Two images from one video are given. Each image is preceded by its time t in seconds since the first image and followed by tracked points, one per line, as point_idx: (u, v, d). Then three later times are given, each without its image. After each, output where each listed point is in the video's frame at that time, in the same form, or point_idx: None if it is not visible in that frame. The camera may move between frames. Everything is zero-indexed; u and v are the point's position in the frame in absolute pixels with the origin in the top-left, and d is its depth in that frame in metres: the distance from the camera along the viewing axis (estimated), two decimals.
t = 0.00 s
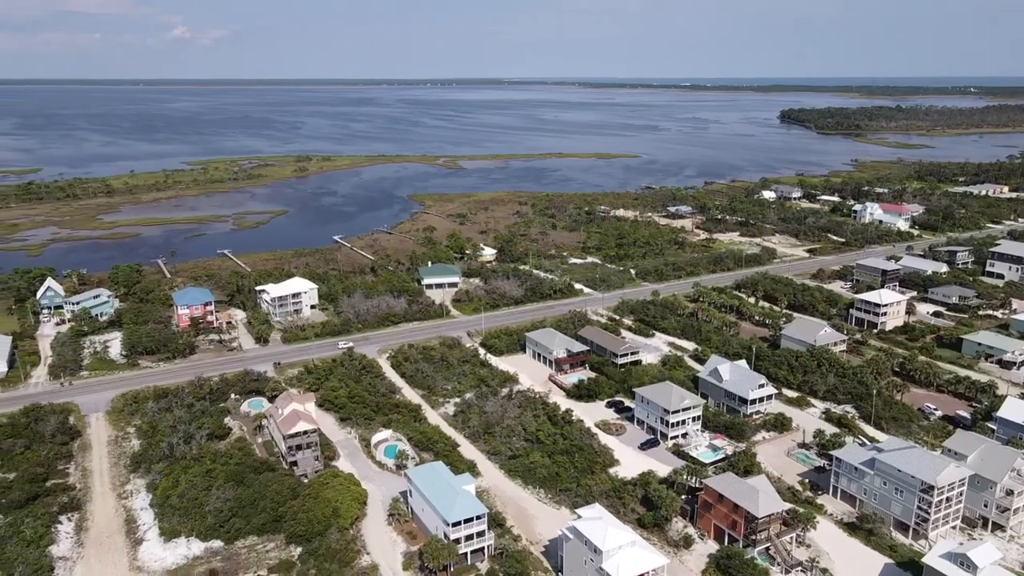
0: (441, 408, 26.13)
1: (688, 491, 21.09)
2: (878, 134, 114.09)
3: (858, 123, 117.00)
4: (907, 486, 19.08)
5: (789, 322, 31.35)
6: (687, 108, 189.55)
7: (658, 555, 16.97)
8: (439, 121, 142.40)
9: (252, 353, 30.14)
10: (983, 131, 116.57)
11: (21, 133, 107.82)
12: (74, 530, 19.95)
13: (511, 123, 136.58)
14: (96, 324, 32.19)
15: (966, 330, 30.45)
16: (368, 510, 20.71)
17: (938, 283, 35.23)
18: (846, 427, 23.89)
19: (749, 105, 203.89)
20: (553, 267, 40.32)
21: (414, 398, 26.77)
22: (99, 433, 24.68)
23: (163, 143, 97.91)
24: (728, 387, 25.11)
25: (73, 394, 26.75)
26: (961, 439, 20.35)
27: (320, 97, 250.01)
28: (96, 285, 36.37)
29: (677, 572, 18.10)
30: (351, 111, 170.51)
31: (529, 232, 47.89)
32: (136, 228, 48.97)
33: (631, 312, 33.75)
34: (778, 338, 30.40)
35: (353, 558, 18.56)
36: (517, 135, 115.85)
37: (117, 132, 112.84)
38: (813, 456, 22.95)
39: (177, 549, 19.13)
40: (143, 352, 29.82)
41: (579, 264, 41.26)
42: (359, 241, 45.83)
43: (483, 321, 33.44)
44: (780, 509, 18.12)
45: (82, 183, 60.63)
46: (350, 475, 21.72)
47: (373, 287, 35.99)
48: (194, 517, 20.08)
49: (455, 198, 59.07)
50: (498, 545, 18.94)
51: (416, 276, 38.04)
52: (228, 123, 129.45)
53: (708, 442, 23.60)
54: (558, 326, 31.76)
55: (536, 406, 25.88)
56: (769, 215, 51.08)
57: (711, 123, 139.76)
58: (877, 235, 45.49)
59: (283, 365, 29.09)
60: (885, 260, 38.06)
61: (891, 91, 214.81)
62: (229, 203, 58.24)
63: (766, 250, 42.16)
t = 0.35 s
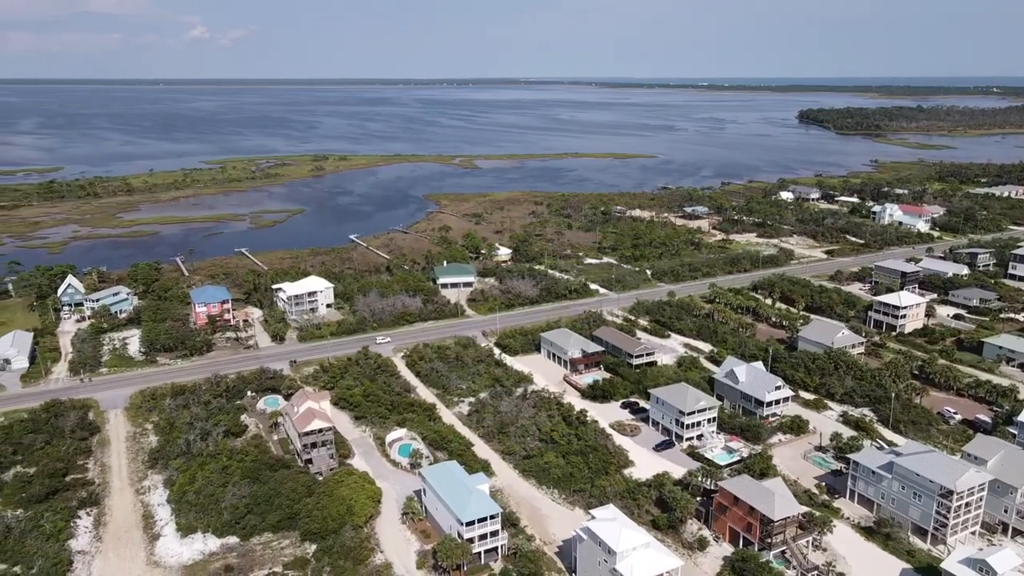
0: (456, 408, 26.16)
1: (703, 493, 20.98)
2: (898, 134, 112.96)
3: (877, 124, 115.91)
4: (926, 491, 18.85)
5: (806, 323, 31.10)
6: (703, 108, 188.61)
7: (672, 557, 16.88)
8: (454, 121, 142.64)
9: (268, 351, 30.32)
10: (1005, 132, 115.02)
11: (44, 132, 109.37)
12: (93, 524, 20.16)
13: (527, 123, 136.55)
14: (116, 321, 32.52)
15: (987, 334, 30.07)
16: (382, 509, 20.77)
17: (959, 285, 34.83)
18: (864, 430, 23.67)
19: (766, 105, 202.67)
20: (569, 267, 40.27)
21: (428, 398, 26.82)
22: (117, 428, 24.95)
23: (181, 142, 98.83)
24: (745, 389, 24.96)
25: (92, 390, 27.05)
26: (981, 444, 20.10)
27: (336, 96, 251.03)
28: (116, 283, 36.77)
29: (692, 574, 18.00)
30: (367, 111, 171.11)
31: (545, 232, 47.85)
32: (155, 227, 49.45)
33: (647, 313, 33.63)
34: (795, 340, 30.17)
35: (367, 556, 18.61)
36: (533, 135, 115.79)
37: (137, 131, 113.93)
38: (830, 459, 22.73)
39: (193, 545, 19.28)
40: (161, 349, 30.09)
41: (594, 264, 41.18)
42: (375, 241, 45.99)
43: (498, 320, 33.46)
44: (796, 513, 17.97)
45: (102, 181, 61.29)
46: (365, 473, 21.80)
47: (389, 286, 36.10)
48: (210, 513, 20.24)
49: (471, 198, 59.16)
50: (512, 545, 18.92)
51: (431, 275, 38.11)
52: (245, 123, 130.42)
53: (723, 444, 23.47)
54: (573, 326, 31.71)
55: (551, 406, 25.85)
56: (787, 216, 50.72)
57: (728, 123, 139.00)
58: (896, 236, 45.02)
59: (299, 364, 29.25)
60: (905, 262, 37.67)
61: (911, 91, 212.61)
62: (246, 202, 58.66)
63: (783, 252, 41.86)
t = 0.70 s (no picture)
0: (471, 408, 26.19)
1: (719, 496, 20.85)
2: (920, 135, 111.68)
3: (899, 124, 114.71)
4: (946, 496, 18.61)
5: (825, 325, 30.82)
6: (720, 108, 187.48)
7: (687, 559, 16.79)
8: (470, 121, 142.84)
9: (285, 349, 30.50)
10: None
11: (66, 131, 110.76)
12: (113, 519, 20.38)
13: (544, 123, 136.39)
14: (135, 319, 32.85)
15: (1010, 337, 29.66)
16: (397, 507, 20.82)
17: (981, 288, 34.37)
18: (883, 434, 23.42)
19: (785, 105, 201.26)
20: (585, 267, 40.18)
21: (444, 397, 26.88)
22: (137, 425, 25.21)
23: (201, 142, 99.75)
24: (762, 391, 24.78)
25: (112, 386, 27.37)
26: (1002, 449, 19.82)
27: (353, 96, 251.99)
28: (136, 280, 37.17)
29: None
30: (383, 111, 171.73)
31: (562, 232, 47.77)
32: (174, 225, 49.93)
33: (664, 313, 33.50)
34: (813, 342, 29.91)
35: (381, 554, 18.66)
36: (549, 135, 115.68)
37: (157, 131, 115.04)
38: (848, 463, 22.51)
39: (211, 541, 19.43)
40: (180, 346, 30.37)
41: (611, 264, 41.07)
42: (392, 240, 46.16)
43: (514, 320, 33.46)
44: (814, 516, 17.80)
45: (123, 180, 62.00)
46: (380, 472, 21.87)
47: (405, 285, 36.20)
48: (227, 510, 20.39)
49: (487, 198, 59.22)
50: (526, 546, 18.90)
51: (448, 275, 38.17)
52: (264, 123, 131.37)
53: (740, 447, 23.34)
54: (589, 327, 31.64)
55: (566, 406, 25.81)
56: (806, 217, 50.29)
57: (746, 123, 138.06)
58: (917, 238, 44.51)
59: (315, 362, 29.40)
60: (926, 264, 37.23)
61: (934, 91, 210.21)
62: (264, 201, 59.07)
63: (802, 253, 41.53)
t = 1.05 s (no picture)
0: (486, 408, 26.19)
1: (735, 498, 20.71)
2: (942, 135, 110.36)
3: (920, 125, 113.43)
4: (966, 502, 18.36)
5: (843, 327, 30.53)
6: (737, 108, 186.35)
7: (702, 562, 16.69)
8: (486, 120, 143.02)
9: (302, 348, 30.68)
10: None
11: (87, 131, 112.13)
12: (131, 514, 20.59)
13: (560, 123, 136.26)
14: (154, 316, 33.17)
15: None
16: (411, 507, 20.87)
17: (1004, 291, 33.90)
18: (902, 438, 23.17)
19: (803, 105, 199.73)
20: (601, 267, 40.08)
21: (459, 396, 26.92)
22: (156, 421, 25.46)
23: (219, 141, 100.64)
24: (779, 394, 24.59)
25: (131, 382, 27.68)
26: None
27: (369, 96, 252.84)
28: (156, 278, 37.55)
29: None
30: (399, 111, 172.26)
31: (578, 232, 47.68)
32: (193, 224, 50.41)
33: (680, 314, 33.35)
34: (831, 344, 29.65)
35: (396, 552, 18.72)
36: (565, 135, 115.53)
37: (176, 130, 116.17)
38: (866, 467, 22.28)
39: (227, 537, 19.58)
40: (198, 344, 30.64)
41: (627, 265, 40.96)
42: (408, 240, 46.31)
43: (530, 320, 33.45)
44: (831, 520, 17.63)
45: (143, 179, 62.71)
46: (395, 471, 21.94)
47: (421, 285, 36.30)
48: (244, 507, 20.54)
49: (504, 198, 59.24)
50: (540, 546, 18.87)
51: (464, 274, 38.24)
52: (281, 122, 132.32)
53: (756, 449, 23.17)
54: (605, 327, 31.56)
55: (581, 406, 25.76)
56: (825, 218, 49.87)
57: (763, 124, 137.13)
58: (938, 240, 43.98)
59: (331, 361, 29.55)
60: (947, 266, 36.77)
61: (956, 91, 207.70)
62: (282, 200, 59.46)
63: (821, 255, 41.18)
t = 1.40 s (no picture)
0: (504, 407, 26.20)
1: (754, 502, 20.54)
2: (967, 136, 108.79)
3: (945, 125, 111.89)
4: (991, 508, 18.06)
5: (866, 330, 30.17)
6: (757, 108, 184.83)
7: (720, 565, 16.58)
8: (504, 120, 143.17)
9: (321, 346, 30.87)
10: None
11: (112, 130, 113.71)
12: (152, 509, 20.84)
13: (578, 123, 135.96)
14: (176, 313, 33.53)
15: None
16: (429, 505, 20.91)
17: None
18: (925, 443, 22.84)
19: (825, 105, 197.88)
20: (620, 267, 39.95)
21: (477, 396, 26.94)
22: (177, 417, 25.76)
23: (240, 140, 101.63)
24: (799, 397, 24.34)
25: (153, 378, 28.02)
26: None
27: (387, 95, 254.19)
28: (178, 276, 37.96)
29: None
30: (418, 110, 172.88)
31: (597, 232, 47.54)
32: (215, 222, 50.94)
33: (699, 316, 33.15)
34: (853, 347, 29.30)
35: (413, 551, 18.78)
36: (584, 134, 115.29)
37: (198, 129, 117.49)
38: (888, 472, 22.00)
39: (246, 533, 19.75)
40: (219, 341, 30.92)
41: (646, 265, 40.81)
42: (428, 239, 46.46)
43: (549, 320, 33.41)
44: (851, 525, 17.43)
45: (166, 178, 63.49)
46: (412, 469, 22.00)
47: (440, 284, 36.39)
48: (263, 503, 20.72)
49: (522, 197, 59.26)
50: (557, 547, 18.84)
51: (482, 274, 38.27)
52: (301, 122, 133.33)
53: (776, 452, 22.95)
54: (623, 328, 31.45)
55: (599, 407, 25.68)
56: (847, 219, 49.35)
57: (784, 124, 135.87)
58: (964, 242, 43.33)
59: (350, 359, 29.71)
60: (973, 269, 36.21)
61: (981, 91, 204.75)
62: (302, 199, 59.91)
63: (843, 256, 40.75)
